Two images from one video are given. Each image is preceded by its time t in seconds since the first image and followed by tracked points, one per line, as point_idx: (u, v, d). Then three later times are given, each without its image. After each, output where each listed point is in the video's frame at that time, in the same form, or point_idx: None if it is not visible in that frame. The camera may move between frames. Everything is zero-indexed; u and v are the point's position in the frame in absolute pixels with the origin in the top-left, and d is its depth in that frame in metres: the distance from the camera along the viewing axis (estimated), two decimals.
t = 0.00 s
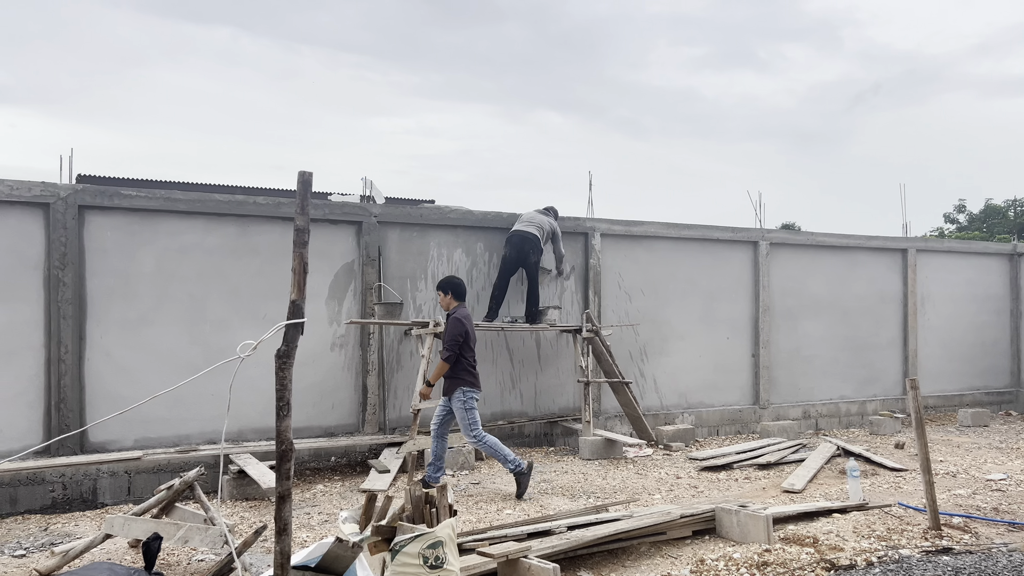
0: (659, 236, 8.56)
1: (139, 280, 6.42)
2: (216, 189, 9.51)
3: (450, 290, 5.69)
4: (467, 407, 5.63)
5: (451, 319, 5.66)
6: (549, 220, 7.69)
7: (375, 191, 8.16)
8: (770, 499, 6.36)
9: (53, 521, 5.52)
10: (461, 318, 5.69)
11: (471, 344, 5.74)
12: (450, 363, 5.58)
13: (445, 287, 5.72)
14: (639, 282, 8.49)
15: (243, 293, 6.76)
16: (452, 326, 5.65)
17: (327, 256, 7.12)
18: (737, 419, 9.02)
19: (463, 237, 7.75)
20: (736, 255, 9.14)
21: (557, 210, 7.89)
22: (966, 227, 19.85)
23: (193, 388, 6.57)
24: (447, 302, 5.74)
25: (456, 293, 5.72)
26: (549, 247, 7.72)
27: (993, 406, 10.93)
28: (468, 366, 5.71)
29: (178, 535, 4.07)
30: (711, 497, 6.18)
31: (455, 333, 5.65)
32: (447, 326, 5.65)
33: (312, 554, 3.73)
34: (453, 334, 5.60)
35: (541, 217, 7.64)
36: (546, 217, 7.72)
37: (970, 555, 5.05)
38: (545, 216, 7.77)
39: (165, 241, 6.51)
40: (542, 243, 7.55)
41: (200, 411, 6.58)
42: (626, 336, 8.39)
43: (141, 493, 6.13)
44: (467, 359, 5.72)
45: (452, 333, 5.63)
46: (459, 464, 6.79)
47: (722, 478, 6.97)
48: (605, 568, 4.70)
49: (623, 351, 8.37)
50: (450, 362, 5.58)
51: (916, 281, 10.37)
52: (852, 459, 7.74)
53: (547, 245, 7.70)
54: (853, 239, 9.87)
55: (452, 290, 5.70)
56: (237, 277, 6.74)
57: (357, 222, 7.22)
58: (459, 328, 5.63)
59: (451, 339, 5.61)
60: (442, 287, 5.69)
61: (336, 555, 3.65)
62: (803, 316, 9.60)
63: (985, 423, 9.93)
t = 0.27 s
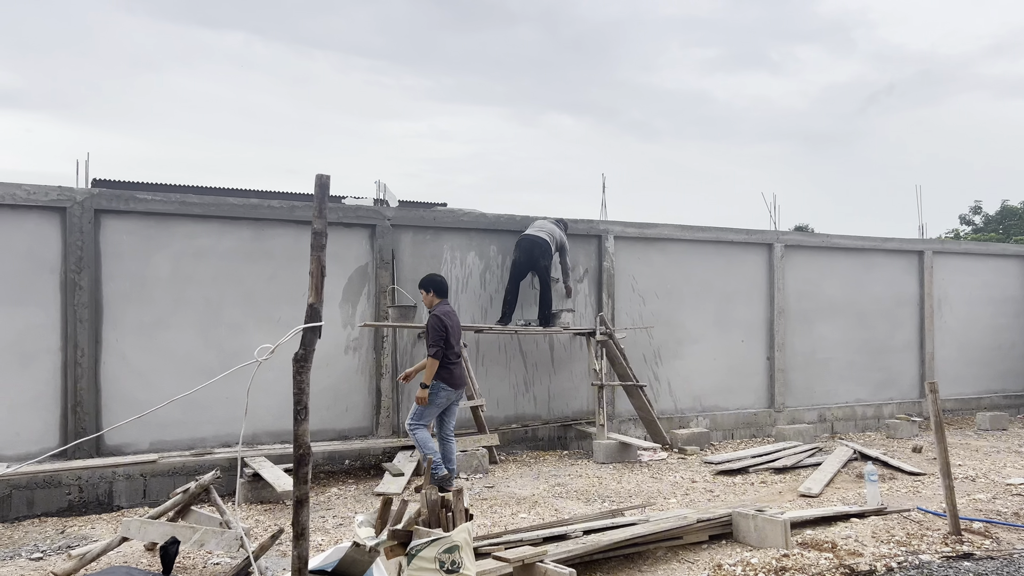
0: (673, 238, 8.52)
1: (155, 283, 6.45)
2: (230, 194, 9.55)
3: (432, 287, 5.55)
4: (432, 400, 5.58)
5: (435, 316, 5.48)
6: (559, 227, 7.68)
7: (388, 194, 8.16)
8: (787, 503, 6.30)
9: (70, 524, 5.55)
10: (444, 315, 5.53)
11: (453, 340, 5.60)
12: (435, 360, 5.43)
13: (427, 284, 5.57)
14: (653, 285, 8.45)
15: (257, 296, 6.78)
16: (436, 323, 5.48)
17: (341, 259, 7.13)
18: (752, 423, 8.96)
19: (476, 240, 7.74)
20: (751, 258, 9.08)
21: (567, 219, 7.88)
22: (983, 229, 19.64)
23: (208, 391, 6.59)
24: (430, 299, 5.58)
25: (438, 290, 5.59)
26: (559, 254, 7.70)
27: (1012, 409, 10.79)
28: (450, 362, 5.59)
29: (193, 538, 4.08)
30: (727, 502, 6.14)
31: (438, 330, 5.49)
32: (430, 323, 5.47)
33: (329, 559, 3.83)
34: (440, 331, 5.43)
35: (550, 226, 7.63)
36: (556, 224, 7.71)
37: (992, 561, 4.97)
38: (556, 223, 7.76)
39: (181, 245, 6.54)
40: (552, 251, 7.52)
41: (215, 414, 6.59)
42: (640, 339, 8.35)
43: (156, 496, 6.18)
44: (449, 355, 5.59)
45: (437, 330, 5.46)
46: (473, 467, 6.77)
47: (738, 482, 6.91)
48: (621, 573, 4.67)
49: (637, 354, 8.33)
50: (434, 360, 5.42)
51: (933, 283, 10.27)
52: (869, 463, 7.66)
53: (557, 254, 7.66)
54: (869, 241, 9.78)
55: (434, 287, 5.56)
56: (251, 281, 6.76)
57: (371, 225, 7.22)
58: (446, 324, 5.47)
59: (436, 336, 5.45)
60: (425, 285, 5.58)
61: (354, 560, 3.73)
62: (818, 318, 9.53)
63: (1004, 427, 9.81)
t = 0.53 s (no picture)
0: (688, 241, 8.48)
1: (172, 287, 6.49)
2: (247, 197, 9.59)
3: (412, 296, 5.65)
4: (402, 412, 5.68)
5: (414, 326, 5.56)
6: (571, 230, 7.66)
7: (404, 198, 8.18)
8: (805, 508, 6.24)
9: (89, 526, 5.58)
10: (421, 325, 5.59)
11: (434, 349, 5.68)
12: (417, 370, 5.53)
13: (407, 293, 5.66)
14: (668, 288, 8.41)
15: (274, 300, 6.80)
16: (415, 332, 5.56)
17: (357, 263, 7.14)
18: (769, 427, 8.89)
19: (491, 243, 7.73)
20: (767, 260, 9.02)
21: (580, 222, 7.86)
22: (1001, 231, 19.41)
23: (225, 393, 6.62)
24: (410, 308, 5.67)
25: (419, 299, 5.67)
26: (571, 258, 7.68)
27: None
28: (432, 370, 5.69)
29: (211, 541, 4.09)
30: (745, 506, 6.08)
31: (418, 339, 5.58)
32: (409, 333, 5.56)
33: (347, 563, 3.84)
34: (418, 340, 5.52)
35: (560, 228, 7.59)
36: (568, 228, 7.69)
37: (1015, 567, 4.90)
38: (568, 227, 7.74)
39: (198, 249, 6.57)
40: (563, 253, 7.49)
41: (232, 417, 6.62)
42: (656, 342, 8.31)
43: (174, 499, 6.17)
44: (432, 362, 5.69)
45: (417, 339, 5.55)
46: (488, 471, 6.75)
47: (755, 486, 6.85)
48: None
49: (653, 357, 8.29)
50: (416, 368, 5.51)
51: (952, 286, 10.16)
52: (888, 467, 7.57)
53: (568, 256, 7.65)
54: (886, 243, 9.69)
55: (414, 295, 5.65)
56: (268, 284, 6.78)
57: (386, 228, 7.23)
58: (424, 334, 5.54)
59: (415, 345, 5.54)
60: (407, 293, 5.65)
61: (372, 563, 3.75)
62: (835, 321, 9.44)
63: None
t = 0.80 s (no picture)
0: (705, 243, 8.43)
1: (190, 289, 6.52)
2: (265, 200, 9.63)
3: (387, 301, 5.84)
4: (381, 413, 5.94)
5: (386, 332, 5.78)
6: (582, 232, 7.61)
7: (420, 200, 8.18)
8: (826, 513, 6.17)
9: (109, 527, 5.61)
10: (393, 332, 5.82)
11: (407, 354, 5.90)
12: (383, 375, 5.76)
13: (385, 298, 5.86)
14: (685, 290, 8.35)
15: (291, 302, 6.82)
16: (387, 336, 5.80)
17: (373, 265, 7.15)
18: (788, 430, 8.81)
19: (507, 245, 7.72)
20: (785, 262, 8.95)
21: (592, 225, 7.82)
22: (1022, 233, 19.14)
23: (243, 395, 6.65)
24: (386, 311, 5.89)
25: (394, 304, 5.87)
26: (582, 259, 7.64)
27: None
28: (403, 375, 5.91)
29: (230, 542, 4.10)
30: (764, 510, 6.03)
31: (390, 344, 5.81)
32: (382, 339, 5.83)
33: (367, 566, 3.91)
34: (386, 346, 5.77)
35: (571, 229, 7.55)
36: (579, 229, 7.64)
37: None
38: (580, 229, 7.70)
39: (216, 251, 6.60)
40: (573, 255, 7.44)
41: (250, 419, 6.64)
42: (673, 344, 8.26)
43: (192, 500, 6.20)
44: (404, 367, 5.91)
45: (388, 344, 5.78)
46: (505, 473, 6.73)
47: (774, 490, 6.78)
48: None
49: (670, 360, 8.24)
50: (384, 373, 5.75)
51: (973, 288, 10.03)
52: (910, 471, 7.48)
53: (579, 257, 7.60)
54: (906, 245, 9.58)
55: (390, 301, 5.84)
56: (285, 286, 6.81)
57: (402, 231, 7.24)
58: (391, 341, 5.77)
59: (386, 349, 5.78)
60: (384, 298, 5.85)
61: (392, 567, 3.80)
62: (854, 324, 9.35)
63: None
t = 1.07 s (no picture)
0: (724, 244, 8.36)
1: (209, 291, 6.55)
2: (283, 202, 9.66)
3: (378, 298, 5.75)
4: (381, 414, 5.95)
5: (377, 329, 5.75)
6: (593, 230, 7.52)
7: (437, 202, 8.18)
8: (848, 517, 6.09)
9: (129, 528, 5.64)
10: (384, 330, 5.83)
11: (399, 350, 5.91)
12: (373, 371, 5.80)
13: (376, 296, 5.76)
14: (703, 292, 8.29)
15: (309, 304, 6.84)
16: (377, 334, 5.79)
17: (391, 267, 7.15)
18: (807, 433, 8.72)
19: (524, 247, 7.70)
20: (804, 264, 8.86)
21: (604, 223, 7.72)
22: None
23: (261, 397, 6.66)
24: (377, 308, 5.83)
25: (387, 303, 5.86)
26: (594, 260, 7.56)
27: None
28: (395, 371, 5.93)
29: (250, 544, 4.10)
30: (785, 514, 5.96)
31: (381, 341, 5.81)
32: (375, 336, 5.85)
33: (388, 567, 3.86)
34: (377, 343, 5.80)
35: (582, 228, 7.49)
36: (589, 228, 7.55)
37: None
38: (590, 227, 7.61)
39: (234, 253, 6.63)
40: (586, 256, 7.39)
41: (268, 420, 6.66)
42: (691, 346, 8.20)
43: (211, 501, 6.22)
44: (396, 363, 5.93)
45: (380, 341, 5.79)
46: (522, 476, 6.70)
47: (795, 494, 6.71)
48: None
49: (688, 362, 8.18)
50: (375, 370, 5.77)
51: (995, 290, 9.88)
52: (933, 475, 7.37)
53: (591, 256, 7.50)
54: (928, 246, 9.46)
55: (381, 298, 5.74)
56: (303, 288, 6.82)
57: (419, 232, 7.23)
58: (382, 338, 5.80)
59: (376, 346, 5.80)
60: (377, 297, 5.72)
61: (413, 569, 3.76)
62: (874, 326, 9.24)
63: None
